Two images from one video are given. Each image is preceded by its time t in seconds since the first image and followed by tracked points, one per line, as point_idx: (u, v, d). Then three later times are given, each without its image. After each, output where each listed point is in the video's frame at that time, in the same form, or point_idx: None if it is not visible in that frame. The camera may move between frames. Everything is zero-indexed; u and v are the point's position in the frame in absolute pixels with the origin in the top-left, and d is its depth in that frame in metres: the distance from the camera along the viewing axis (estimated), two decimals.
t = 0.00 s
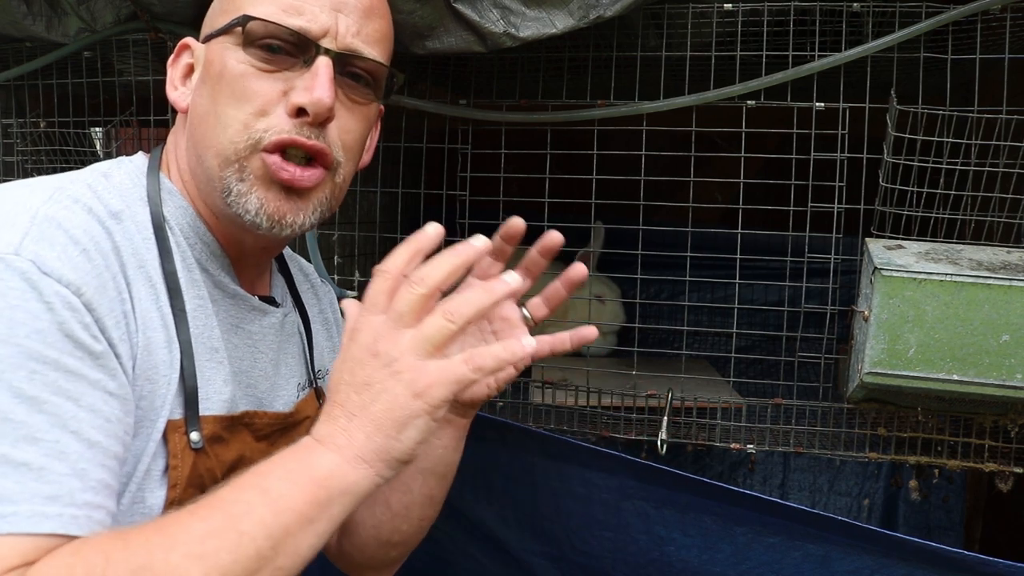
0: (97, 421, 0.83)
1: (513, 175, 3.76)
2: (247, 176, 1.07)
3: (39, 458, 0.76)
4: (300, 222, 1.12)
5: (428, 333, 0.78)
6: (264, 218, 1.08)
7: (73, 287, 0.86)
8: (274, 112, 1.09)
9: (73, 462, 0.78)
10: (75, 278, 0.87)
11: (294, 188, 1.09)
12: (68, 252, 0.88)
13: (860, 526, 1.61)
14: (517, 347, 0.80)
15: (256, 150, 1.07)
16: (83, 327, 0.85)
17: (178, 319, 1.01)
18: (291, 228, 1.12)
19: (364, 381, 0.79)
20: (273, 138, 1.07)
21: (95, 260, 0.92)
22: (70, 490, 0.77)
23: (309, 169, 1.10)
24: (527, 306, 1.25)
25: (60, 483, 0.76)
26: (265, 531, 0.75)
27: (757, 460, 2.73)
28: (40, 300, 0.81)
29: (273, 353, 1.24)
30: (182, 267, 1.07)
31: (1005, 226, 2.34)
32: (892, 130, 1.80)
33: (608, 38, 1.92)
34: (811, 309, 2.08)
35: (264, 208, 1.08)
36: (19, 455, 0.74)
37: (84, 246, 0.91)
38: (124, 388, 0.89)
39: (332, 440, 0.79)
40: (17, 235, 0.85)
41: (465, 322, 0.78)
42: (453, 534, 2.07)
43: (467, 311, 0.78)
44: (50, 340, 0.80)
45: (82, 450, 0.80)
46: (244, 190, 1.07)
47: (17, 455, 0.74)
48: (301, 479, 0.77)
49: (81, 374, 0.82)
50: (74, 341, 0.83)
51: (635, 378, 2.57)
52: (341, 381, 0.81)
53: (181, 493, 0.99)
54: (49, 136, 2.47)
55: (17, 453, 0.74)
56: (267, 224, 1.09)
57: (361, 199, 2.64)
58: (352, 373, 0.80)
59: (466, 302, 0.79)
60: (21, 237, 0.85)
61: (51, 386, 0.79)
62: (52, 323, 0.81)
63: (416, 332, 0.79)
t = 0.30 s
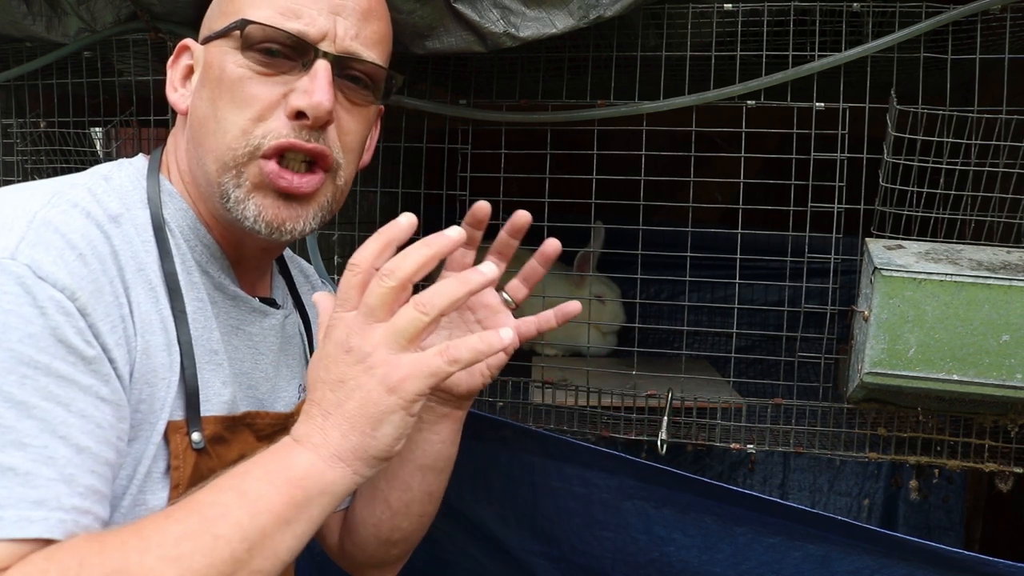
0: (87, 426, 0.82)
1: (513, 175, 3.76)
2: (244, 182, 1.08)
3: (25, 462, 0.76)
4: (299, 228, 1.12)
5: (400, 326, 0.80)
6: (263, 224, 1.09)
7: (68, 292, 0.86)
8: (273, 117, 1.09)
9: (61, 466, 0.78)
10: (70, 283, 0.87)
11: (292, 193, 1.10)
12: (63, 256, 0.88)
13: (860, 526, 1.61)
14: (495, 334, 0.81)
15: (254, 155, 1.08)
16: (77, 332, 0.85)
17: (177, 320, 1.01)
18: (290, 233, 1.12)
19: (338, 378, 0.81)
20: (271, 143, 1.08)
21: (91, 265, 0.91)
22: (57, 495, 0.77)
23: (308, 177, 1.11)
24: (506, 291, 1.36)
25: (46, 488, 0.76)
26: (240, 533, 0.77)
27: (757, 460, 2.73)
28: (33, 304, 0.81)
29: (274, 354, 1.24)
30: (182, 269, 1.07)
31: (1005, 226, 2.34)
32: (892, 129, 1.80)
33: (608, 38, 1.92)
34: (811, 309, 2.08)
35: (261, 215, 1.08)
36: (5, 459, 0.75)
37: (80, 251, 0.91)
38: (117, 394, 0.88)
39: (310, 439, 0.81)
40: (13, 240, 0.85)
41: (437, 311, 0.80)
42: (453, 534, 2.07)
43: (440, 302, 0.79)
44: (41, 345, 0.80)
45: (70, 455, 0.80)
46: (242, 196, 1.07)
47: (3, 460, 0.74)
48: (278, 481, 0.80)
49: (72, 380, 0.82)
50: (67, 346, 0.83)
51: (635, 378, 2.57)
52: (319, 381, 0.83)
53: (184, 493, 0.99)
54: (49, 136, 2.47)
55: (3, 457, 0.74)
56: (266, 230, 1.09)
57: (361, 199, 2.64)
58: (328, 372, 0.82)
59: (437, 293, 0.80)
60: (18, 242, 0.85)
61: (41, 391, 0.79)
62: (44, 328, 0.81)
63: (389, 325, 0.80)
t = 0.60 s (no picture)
0: (88, 428, 0.82)
1: (513, 175, 3.77)
2: (247, 180, 1.08)
3: (28, 464, 0.75)
4: (303, 225, 1.12)
5: (380, 311, 0.81)
6: (266, 221, 1.09)
7: (70, 294, 0.86)
8: (275, 114, 1.09)
9: (63, 468, 0.78)
10: (72, 285, 0.87)
11: (294, 190, 1.10)
12: (66, 259, 0.88)
13: (860, 526, 1.61)
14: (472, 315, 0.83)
15: (256, 154, 1.08)
16: (78, 335, 0.84)
17: (180, 322, 1.01)
18: (294, 230, 1.12)
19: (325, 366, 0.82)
20: (273, 141, 1.08)
21: (93, 267, 0.91)
22: (59, 496, 0.77)
23: (312, 173, 1.11)
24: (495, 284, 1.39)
25: (49, 489, 0.76)
26: (235, 525, 0.77)
27: (757, 460, 2.73)
28: (35, 306, 0.81)
29: (275, 355, 1.24)
30: (183, 271, 1.07)
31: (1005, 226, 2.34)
32: (892, 129, 1.80)
33: (608, 38, 1.92)
34: (811, 309, 2.08)
35: (265, 211, 1.08)
36: (8, 461, 0.74)
37: (82, 253, 0.91)
38: (118, 396, 0.88)
39: (302, 428, 0.82)
40: (16, 241, 0.85)
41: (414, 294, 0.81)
42: (453, 534, 2.07)
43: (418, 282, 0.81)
44: (43, 347, 0.80)
45: (73, 456, 0.80)
46: (245, 194, 1.08)
47: (6, 461, 0.74)
48: (272, 473, 0.80)
49: (74, 382, 0.82)
50: (69, 348, 0.82)
51: (635, 378, 2.57)
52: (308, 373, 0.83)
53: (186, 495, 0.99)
54: (49, 136, 2.47)
55: (6, 459, 0.74)
56: (269, 227, 1.10)
57: (361, 199, 2.64)
58: (314, 363, 0.83)
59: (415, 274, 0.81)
60: (20, 243, 0.85)
61: (43, 393, 0.79)
62: (46, 330, 0.81)
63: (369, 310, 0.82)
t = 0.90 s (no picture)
0: (89, 431, 0.81)
1: (513, 175, 3.77)
2: (245, 188, 1.08)
3: (28, 469, 0.73)
4: (300, 233, 1.13)
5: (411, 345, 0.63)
6: (265, 229, 1.09)
7: (71, 297, 0.86)
8: (274, 124, 1.09)
9: (64, 473, 0.76)
10: (73, 288, 0.87)
11: (292, 199, 1.10)
12: (67, 262, 0.88)
13: (861, 526, 1.61)
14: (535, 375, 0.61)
15: (255, 163, 1.08)
16: (80, 338, 0.84)
17: (179, 323, 1.02)
18: (292, 238, 1.12)
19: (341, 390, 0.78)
20: (272, 152, 1.08)
21: (93, 270, 0.92)
22: (58, 503, 0.73)
23: (308, 180, 1.11)
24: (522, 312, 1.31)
25: (46, 496, 0.73)
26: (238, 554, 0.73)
27: (757, 460, 2.73)
28: (37, 309, 0.81)
29: (274, 357, 1.25)
30: (183, 273, 1.07)
31: (1005, 226, 2.34)
32: (892, 130, 1.80)
33: (608, 38, 1.92)
34: (811, 309, 2.08)
35: (263, 220, 1.08)
36: (8, 465, 0.72)
37: (83, 256, 0.91)
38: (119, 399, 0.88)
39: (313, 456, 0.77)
40: (17, 244, 0.85)
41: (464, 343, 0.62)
42: (453, 534, 2.06)
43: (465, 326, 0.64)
44: (45, 350, 0.79)
45: (73, 461, 0.77)
46: (244, 202, 1.08)
47: (4, 466, 0.71)
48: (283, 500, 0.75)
49: (76, 386, 0.81)
50: (70, 351, 0.82)
51: (635, 378, 2.57)
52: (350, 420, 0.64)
53: (186, 494, 0.98)
54: (49, 136, 2.47)
55: (4, 464, 0.72)
56: (268, 234, 1.10)
57: (361, 199, 2.64)
58: (357, 410, 0.64)
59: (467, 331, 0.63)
60: (21, 246, 0.85)
61: (45, 396, 0.77)
62: (47, 333, 0.80)
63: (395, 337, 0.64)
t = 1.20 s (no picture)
0: (82, 438, 0.81)
1: (513, 175, 3.77)
2: (252, 187, 1.09)
3: (19, 476, 0.73)
4: (309, 230, 1.14)
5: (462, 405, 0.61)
6: (273, 228, 1.10)
7: (67, 302, 0.86)
8: (280, 121, 1.09)
9: (54, 481, 0.76)
10: (69, 293, 0.86)
11: (299, 197, 1.11)
12: (65, 266, 0.88)
13: (861, 526, 1.61)
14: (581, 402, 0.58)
15: (262, 161, 1.08)
16: (75, 343, 0.84)
17: (179, 327, 1.02)
18: (300, 236, 1.13)
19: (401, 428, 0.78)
20: (277, 148, 1.08)
21: (91, 274, 0.91)
22: (48, 511, 0.74)
23: (315, 179, 1.12)
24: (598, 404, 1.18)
25: (34, 504, 0.73)
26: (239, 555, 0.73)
27: (757, 460, 2.73)
28: (33, 314, 0.81)
29: (274, 360, 1.25)
30: (183, 276, 1.07)
31: (1005, 226, 2.34)
32: (892, 129, 1.80)
33: (608, 37, 1.92)
34: (811, 309, 2.08)
35: (271, 219, 1.09)
36: None
37: (81, 260, 0.91)
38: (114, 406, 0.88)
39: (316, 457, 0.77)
40: (15, 248, 0.85)
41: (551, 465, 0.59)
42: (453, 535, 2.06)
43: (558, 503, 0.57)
44: (40, 356, 0.79)
45: (64, 468, 0.78)
46: (251, 202, 1.09)
47: None
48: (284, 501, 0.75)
49: (70, 391, 0.81)
50: (65, 357, 0.82)
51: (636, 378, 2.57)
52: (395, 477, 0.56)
53: (187, 497, 0.98)
54: (49, 136, 2.47)
55: None
56: (277, 234, 1.11)
57: (361, 199, 2.64)
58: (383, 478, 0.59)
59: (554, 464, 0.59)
60: (18, 250, 0.85)
61: (38, 403, 0.77)
62: (41, 338, 0.80)
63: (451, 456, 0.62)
